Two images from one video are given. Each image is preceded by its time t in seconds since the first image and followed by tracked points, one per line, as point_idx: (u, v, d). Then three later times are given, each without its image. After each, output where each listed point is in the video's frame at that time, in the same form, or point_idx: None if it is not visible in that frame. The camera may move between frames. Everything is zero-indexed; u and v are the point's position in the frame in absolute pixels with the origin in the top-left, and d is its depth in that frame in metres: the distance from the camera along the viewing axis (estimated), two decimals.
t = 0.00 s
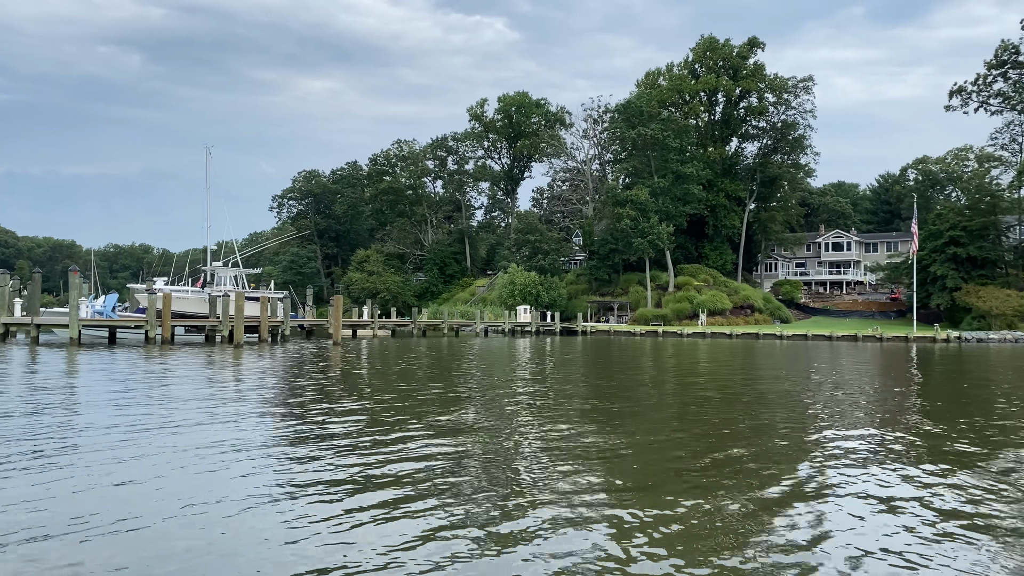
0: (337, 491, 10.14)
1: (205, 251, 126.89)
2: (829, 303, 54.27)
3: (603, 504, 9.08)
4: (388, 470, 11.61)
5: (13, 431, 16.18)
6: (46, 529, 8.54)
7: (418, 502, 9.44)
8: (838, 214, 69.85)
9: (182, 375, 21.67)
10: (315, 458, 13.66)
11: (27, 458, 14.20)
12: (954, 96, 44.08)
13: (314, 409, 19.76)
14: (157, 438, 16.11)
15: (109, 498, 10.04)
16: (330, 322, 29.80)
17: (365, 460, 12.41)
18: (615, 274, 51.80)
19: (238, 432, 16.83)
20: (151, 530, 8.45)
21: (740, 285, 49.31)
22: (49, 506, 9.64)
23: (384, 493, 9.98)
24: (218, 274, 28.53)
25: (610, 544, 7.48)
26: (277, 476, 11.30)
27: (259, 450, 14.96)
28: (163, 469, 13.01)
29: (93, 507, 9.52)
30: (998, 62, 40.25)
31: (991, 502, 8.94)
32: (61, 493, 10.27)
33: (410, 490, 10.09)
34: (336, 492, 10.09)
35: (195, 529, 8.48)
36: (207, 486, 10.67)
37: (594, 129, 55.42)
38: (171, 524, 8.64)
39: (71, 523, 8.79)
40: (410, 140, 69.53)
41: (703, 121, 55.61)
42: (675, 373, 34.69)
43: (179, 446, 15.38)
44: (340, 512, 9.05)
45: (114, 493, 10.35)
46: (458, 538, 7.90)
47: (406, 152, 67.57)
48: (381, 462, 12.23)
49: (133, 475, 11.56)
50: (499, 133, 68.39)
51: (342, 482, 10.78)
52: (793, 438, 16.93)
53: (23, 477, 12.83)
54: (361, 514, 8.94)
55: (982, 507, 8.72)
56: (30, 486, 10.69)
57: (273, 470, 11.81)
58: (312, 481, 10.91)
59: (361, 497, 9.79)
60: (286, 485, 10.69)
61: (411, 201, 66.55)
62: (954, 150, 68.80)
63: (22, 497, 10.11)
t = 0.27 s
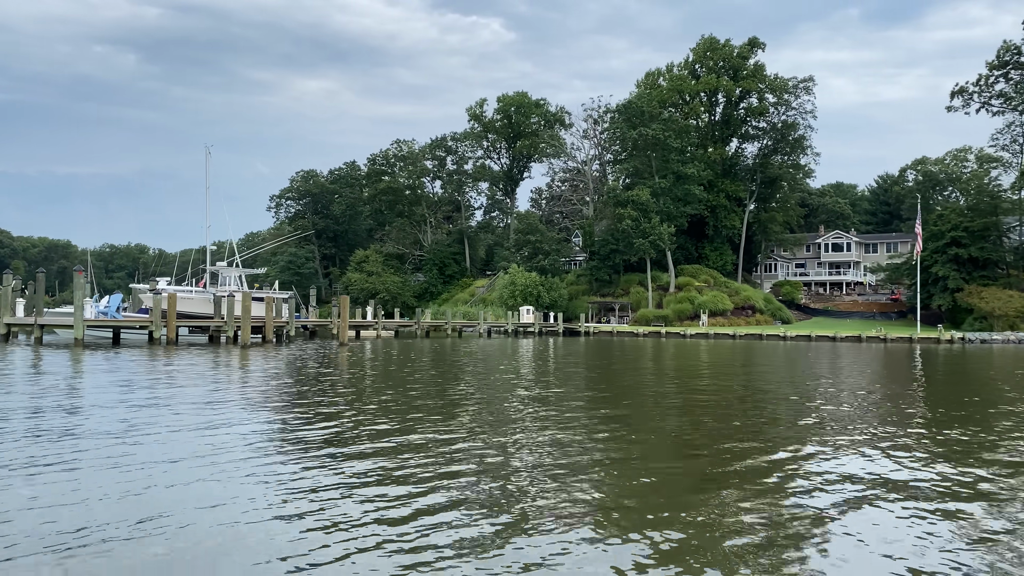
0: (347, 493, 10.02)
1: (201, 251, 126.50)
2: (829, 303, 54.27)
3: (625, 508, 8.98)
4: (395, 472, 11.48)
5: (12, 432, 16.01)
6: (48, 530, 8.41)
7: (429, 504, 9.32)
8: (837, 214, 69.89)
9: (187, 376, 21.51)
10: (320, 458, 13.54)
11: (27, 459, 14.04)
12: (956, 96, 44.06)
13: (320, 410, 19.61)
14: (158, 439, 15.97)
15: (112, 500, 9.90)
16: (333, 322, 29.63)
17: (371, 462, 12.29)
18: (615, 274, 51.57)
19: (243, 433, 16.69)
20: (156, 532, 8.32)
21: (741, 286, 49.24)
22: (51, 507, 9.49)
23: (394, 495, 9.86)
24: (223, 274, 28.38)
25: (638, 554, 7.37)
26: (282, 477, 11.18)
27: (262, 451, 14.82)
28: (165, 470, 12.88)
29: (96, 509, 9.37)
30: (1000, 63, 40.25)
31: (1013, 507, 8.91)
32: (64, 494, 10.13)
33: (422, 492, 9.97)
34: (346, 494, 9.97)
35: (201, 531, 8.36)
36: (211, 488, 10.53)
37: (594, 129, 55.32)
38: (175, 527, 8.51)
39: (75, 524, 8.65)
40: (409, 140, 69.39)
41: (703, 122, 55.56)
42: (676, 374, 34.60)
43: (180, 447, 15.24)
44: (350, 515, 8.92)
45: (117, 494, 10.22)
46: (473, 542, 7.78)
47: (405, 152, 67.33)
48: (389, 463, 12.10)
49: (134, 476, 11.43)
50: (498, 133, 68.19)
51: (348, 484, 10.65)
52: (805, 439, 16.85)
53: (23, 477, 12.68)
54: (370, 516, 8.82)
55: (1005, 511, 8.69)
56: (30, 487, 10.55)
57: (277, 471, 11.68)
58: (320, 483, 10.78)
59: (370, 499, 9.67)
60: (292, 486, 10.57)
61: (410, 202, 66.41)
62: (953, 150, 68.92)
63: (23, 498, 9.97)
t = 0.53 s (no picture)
0: (353, 494, 9.90)
1: (197, 251, 126.07)
2: (829, 305, 54.22)
3: (642, 509, 8.88)
4: (397, 473, 11.37)
5: (8, 432, 15.85)
6: (43, 531, 8.27)
7: (433, 505, 9.20)
8: (836, 216, 69.92)
9: (191, 378, 21.32)
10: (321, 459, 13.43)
11: (23, 459, 13.90)
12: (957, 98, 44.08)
13: (325, 412, 19.45)
14: (155, 439, 15.82)
15: (108, 500, 9.76)
16: (336, 323, 29.46)
17: (375, 462, 12.17)
18: (616, 275, 51.45)
19: (246, 434, 16.55)
20: (152, 532, 8.19)
21: (741, 287, 49.19)
22: (45, 507, 9.36)
23: (399, 496, 9.74)
24: (227, 275, 28.18)
25: (661, 555, 7.27)
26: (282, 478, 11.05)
27: (261, 452, 14.69)
28: (162, 471, 12.73)
29: (92, 509, 9.24)
30: (1002, 64, 40.26)
31: None
32: (59, 495, 9.99)
33: (429, 493, 9.86)
34: (350, 495, 9.86)
35: (198, 532, 8.23)
36: (210, 488, 10.40)
37: (594, 130, 55.23)
38: (172, 527, 8.37)
39: (70, 524, 8.52)
40: (409, 140, 69.25)
41: (704, 123, 55.50)
42: (675, 375, 34.51)
43: (178, 447, 15.09)
44: (355, 515, 8.80)
45: (114, 494, 10.07)
46: (484, 543, 7.67)
47: (404, 153, 67.27)
48: (394, 464, 11.98)
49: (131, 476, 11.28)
50: (497, 134, 67.97)
51: (350, 484, 10.53)
52: (815, 439, 16.78)
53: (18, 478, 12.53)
54: (372, 517, 8.70)
55: None
56: (24, 487, 10.40)
57: (276, 472, 11.55)
58: (324, 484, 10.67)
59: (374, 500, 9.55)
60: (292, 487, 10.44)
61: (409, 202, 66.23)
62: (951, 152, 69.05)
63: (17, 498, 9.83)
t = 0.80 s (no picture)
0: (364, 494, 9.79)
1: (194, 252, 125.78)
2: (830, 305, 54.22)
3: (665, 508, 8.80)
4: (403, 474, 11.26)
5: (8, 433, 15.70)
6: (45, 532, 8.14)
7: (444, 506, 9.09)
8: (835, 217, 69.95)
9: (198, 379, 21.20)
10: (327, 460, 13.33)
11: (24, 460, 13.76)
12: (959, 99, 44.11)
13: (332, 413, 19.33)
14: (157, 440, 15.68)
15: (111, 501, 9.62)
16: (340, 324, 29.34)
17: (383, 463, 12.05)
18: (617, 276, 51.38)
19: (252, 435, 16.43)
20: (157, 533, 8.06)
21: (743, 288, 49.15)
22: (47, 508, 9.22)
23: (411, 496, 9.64)
24: (233, 275, 28.07)
25: (691, 555, 7.19)
26: (287, 479, 10.93)
27: (264, 453, 14.56)
28: (163, 472, 12.60)
29: (95, 510, 9.12)
30: (1004, 65, 40.27)
31: None
32: (61, 496, 9.87)
33: (441, 494, 9.75)
34: (360, 495, 9.75)
35: (202, 533, 8.11)
36: (214, 489, 10.27)
37: (595, 131, 55.19)
38: (176, 528, 8.25)
39: (73, 525, 8.38)
40: (409, 141, 69.17)
41: (705, 124, 55.48)
42: (676, 376, 34.44)
43: (179, 448, 14.96)
44: (366, 516, 8.68)
45: (116, 494, 9.94)
46: (501, 544, 7.57)
47: (406, 153, 67.46)
48: (402, 464, 11.88)
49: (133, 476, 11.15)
50: (497, 134, 67.85)
51: (356, 485, 10.41)
52: (827, 440, 16.72)
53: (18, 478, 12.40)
54: (382, 518, 8.59)
55: None
56: (24, 487, 10.26)
57: (280, 473, 11.42)
58: (334, 484, 10.56)
59: (385, 501, 9.43)
60: (298, 488, 10.32)
61: (409, 203, 66.14)
62: (950, 153, 69.12)
63: (17, 498, 9.69)
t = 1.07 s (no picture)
0: (377, 500, 9.64)
1: (192, 254, 125.57)
2: (832, 307, 54.16)
3: (692, 511, 8.65)
4: (418, 477, 11.11)
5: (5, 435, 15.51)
6: (40, 540, 7.97)
7: (456, 513, 8.93)
8: (836, 218, 69.92)
9: (204, 381, 21.02)
10: (332, 465, 13.17)
11: (20, 463, 13.58)
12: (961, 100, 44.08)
13: (341, 416, 19.17)
14: (155, 443, 15.51)
15: (108, 506, 9.46)
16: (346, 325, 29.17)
17: (391, 469, 11.91)
18: (619, 278, 51.23)
19: (259, 438, 16.27)
20: (153, 542, 7.90)
21: (745, 289, 49.05)
22: (43, 515, 9.06)
23: (422, 503, 9.48)
24: (239, 276, 27.90)
25: (729, 561, 7.01)
26: (288, 485, 10.79)
27: (265, 456, 14.39)
28: (161, 476, 12.46)
29: (91, 516, 8.95)
30: (1008, 66, 40.21)
31: None
32: (57, 501, 9.70)
33: (455, 499, 9.58)
34: (372, 502, 9.58)
35: (219, 540, 7.95)
36: (214, 495, 10.11)
37: (597, 132, 55.10)
38: (175, 537, 8.08)
39: (69, 533, 8.21)
40: (409, 142, 69.07)
41: (707, 124, 55.40)
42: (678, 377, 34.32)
43: (178, 451, 14.80)
44: (377, 524, 8.51)
45: (113, 501, 9.78)
46: (519, 552, 7.40)
47: (407, 154, 67.43)
48: (413, 470, 11.73)
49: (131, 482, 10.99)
50: (498, 135, 67.67)
51: (361, 490, 10.25)
52: (841, 441, 16.60)
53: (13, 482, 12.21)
54: (388, 527, 8.42)
55: None
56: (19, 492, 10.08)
57: (281, 478, 11.28)
58: (341, 489, 10.40)
59: (396, 507, 9.27)
60: (301, 493, 10.15)
61: (410, 204, 66.03)
62: (951, 155, 69.12)
63: (12, 504, 9.53)
